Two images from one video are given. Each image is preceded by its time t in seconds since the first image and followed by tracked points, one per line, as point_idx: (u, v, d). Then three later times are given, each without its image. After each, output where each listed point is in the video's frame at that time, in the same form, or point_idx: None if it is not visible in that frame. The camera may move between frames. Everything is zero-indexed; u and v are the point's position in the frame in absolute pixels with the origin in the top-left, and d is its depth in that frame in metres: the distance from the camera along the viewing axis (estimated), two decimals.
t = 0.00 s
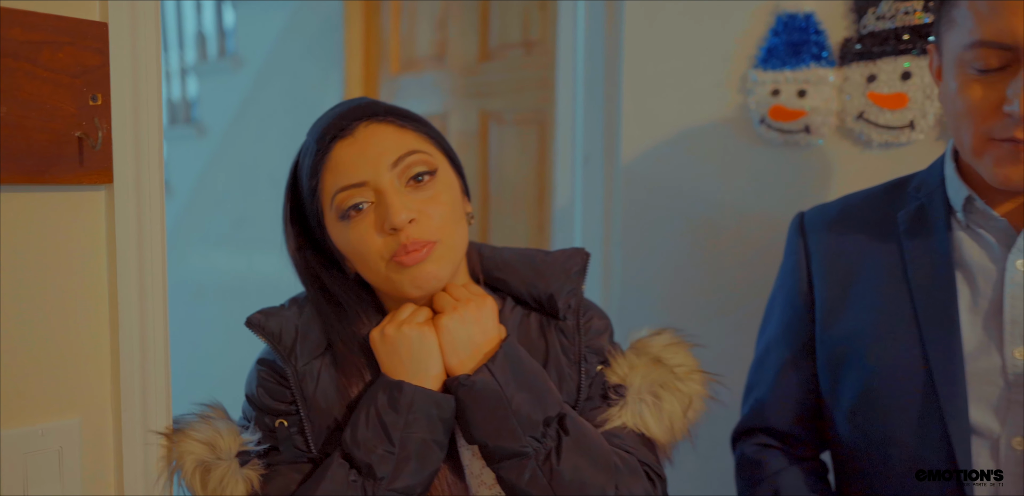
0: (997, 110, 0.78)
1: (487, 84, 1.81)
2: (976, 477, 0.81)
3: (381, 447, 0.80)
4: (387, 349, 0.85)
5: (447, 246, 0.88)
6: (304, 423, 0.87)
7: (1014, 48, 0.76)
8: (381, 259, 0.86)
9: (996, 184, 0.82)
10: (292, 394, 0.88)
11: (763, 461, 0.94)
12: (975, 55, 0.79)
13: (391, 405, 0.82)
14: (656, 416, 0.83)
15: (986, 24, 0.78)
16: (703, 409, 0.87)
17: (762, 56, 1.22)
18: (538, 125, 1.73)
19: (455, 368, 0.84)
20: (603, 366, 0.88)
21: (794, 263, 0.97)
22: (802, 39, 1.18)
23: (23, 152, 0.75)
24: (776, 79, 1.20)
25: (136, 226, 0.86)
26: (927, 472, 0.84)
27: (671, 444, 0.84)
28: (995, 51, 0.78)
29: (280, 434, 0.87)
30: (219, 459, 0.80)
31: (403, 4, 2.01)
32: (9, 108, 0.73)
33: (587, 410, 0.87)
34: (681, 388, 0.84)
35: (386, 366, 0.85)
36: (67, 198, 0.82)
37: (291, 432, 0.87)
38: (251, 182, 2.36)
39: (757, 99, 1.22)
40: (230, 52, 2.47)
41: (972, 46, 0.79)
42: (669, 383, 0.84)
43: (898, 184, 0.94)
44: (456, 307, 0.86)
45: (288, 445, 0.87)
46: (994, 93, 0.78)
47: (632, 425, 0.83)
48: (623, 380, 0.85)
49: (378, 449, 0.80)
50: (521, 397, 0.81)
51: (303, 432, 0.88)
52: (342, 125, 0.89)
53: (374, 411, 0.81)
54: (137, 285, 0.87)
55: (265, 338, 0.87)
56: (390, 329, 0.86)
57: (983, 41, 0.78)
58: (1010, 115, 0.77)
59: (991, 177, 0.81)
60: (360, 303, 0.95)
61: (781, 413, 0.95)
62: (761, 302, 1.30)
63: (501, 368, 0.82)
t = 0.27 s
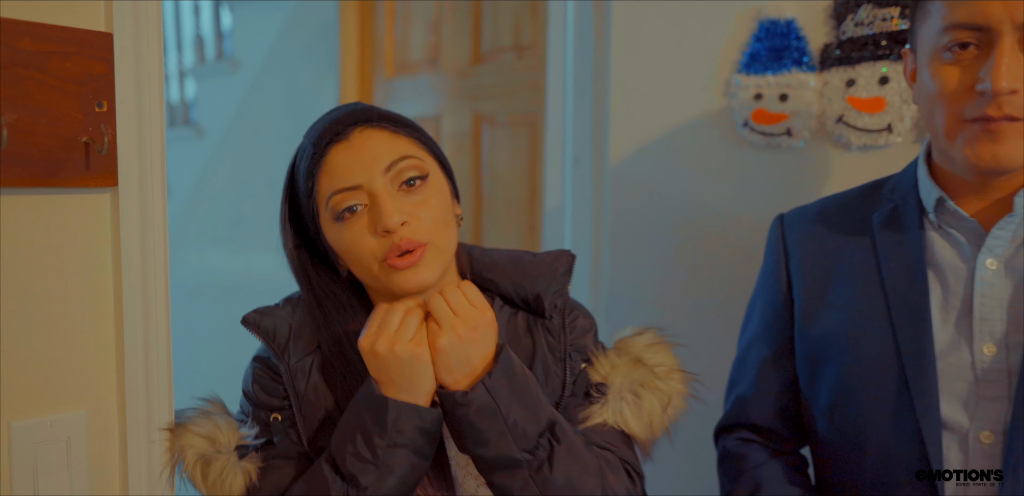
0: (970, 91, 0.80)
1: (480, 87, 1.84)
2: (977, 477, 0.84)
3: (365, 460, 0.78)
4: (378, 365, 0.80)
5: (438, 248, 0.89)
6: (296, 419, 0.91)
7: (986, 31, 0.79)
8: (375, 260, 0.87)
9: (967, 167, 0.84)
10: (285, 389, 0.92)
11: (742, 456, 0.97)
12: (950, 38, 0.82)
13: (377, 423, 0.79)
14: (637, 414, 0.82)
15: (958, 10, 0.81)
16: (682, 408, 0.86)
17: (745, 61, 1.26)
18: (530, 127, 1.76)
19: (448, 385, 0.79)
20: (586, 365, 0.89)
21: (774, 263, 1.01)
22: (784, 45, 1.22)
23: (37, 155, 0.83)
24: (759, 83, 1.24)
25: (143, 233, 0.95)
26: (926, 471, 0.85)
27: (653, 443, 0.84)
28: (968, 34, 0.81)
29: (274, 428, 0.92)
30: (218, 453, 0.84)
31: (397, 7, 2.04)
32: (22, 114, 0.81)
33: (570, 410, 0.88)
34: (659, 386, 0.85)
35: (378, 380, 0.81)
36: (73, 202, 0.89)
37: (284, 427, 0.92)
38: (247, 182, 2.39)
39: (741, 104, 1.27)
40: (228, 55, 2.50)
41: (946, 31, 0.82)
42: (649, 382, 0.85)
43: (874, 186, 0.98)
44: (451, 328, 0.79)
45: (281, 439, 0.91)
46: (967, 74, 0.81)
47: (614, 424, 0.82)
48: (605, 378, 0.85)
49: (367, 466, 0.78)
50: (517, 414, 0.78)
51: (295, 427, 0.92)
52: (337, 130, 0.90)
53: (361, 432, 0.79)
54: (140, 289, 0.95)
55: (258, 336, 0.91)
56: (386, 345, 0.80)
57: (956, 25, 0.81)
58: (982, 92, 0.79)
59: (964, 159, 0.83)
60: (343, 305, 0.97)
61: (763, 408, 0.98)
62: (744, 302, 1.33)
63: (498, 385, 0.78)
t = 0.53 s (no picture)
0: (925, 80, 0.76)
1: (469, 91, 1.89)
2: (976, 478, 0.78)
3: (342, 405, 0.80)
4: (349, 324, 0.82)
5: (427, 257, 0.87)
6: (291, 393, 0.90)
7: (939, 24, 0.75)
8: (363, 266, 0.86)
9: (918, 156, 0.80)
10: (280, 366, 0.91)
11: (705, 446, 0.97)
12: (905, 31, 0.77)
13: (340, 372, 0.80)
14: (600, 399, 0.86)
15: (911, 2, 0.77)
16: (648, 400, 0.89)
17: (722, 67, 1.31)
18: (517, 130, 1.80)
19: (413, 343, 0.82)
20: (553, 352, 0.92)
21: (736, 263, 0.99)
22: (758, 52, 1.27)
23: (37, 158, 0.90)
24: (735, 89, 1.28)
25: (136, 233, 1.01)
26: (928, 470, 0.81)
27: (616, 429, 0.87)
28: (921, 28, 0.76)
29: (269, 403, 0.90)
30: (214, 424, 0.85)
31: (389, 13, 2.10)
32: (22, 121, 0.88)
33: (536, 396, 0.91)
34: (624, 374, 0.88)
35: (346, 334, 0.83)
36: (70, 205, 0.96)
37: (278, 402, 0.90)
38: (241, 183, 2.43)
39: (718, 108, 1.31)
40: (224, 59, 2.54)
41: (902, 24, 0.77)
42: (612, 369, 0.88)
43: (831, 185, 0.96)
44: (415, 289, 0.81)
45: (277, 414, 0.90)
46: (919, 65, 0.77)
47: (575, 405, 0.86)
48: (570, 364, 0.89)
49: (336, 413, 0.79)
50: (470, 368, 0.80)
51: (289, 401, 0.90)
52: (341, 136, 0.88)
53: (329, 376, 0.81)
54: (134, 288, 1.02)
55: (254, 317, 0.91)
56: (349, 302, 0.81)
57: (912, 17, 0.77)
58: (933, 82, 0.75)
59: (916, 148, 0.79)
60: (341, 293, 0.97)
61: (727, 401, 0.98)
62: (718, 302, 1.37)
63: (456, 342, 0.81)
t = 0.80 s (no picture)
0: (851, 95, 0.82)
1: (451, 99, 1.94)
2: (978, 479, 0.83)
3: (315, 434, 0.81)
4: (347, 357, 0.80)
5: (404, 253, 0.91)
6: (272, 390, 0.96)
7: (866, 44, 0.81)
8: (343, 262, 0.89)
9: (846, 168, 0.85)
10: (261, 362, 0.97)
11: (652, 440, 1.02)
12: (838, 47, 0.83)
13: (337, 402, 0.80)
14: (564, 402, 0.91)
15: (840, 24, 0.82)
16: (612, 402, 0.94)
17: (691, 79, 1.35)
18: (498, 138, 1.85)
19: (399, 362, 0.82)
20: (520, 354, 0.97)
21: (682, 264, 1.04)
22: (725, 65, 1.31)
23: (29, 168, 0.95)
24: (702, 100, 1.33)
25: (123, 240, 1.06)
26: (928, 473, 0.84)
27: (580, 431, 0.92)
28: (851, 46, 0.82)
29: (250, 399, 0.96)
30: (201, 420, 0.90)
31: (374, 22, 2.14)
32: (12, 135, 0.93)
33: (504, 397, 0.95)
34: (589, 377, 0.93)
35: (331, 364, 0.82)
36: (61, 214, 1.01)
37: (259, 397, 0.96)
38: (228, 188, 2.47)
39: (687, 119, 1.35)
40: (211, 65, 2.57)
41: (836, 40, 0.83)
42: (576, 371, 0.93)
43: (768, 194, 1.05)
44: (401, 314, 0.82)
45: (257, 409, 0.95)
46: (847, 81, 0.82)
47: (541, 405, 0.91)
48: (536, 366, 0.94)
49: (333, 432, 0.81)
50: (462, 384, 0.83)
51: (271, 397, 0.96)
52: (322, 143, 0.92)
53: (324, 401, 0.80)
54: (122, 292, 1.06)
55: (239, 318, 0.96)
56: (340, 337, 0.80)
57: (841, 38, 0.82)
58: (858, 95, 0.80)
59: (843, 159, 0.83)
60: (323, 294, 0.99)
61: (675, 398, 1.02)
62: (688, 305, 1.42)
63: (449, 356, 0.83)
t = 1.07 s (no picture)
0: (768, 110, 0.90)
1: (428, 104, 1.98)
2: (977, 478, 0.89)
3: (306, 444, 0.85)
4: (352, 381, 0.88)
5: (387, 255, 0.94)
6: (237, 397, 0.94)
7: (782, 63, 0.91)
8: (328, 246, 0.92)
9: (765, 177, 0.94)
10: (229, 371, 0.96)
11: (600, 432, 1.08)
12: (758, 67, 0.92)
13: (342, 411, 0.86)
14: (542, 414, 0.93)
15: (762, 46, 0.92)
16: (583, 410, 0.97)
17: (656, 88, 1.40)
18: (473, 143, 1.89)
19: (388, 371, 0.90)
20: (498, 372, 0.98)
21: (621, 267, 1.14)
22: (689, 75, 1.36)
23: (13, 180, 0.99)
24: (668, 108, 1.38)
25: (104, 243, 1.10)
26: (926, 473, 0.91)
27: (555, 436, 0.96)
28: (768, 65, 0.91)
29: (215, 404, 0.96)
30: (162, 421, 0.91)
31: (353, 28, 2.18)
32: None
33: (482, 414, 0.96)
34: (564, 390, 0.96)
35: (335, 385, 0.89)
36: (44, 222, 1.05)
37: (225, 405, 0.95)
38: (211, 191, 2.50)
39: (652, 127, 1.40)
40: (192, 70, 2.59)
41: (757, 61, 0.92)
42: (553, 386, 0.95)
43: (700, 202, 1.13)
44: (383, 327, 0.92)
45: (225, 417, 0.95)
46: (765, 97, 0.91)
47: (522, 421, 0.93)
48: (514, 383, 0.96)
49: (337, 438, 0.86)
50: (423, 419, 0.88)
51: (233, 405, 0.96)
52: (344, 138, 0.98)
53: (333, 408, 0.86)
54: (103, 294, 1.10)
55: (210, 323, 0.94)
56: (353, 351, 0.89)
57: (760, 58, 0.92)
58: (776, 108, 0.89)
59: (762, 168, 0.92)
60: (300, 300, 1.01)
61: (613, 390, 1.10)
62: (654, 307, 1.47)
63: (410, 398, 0.88)
